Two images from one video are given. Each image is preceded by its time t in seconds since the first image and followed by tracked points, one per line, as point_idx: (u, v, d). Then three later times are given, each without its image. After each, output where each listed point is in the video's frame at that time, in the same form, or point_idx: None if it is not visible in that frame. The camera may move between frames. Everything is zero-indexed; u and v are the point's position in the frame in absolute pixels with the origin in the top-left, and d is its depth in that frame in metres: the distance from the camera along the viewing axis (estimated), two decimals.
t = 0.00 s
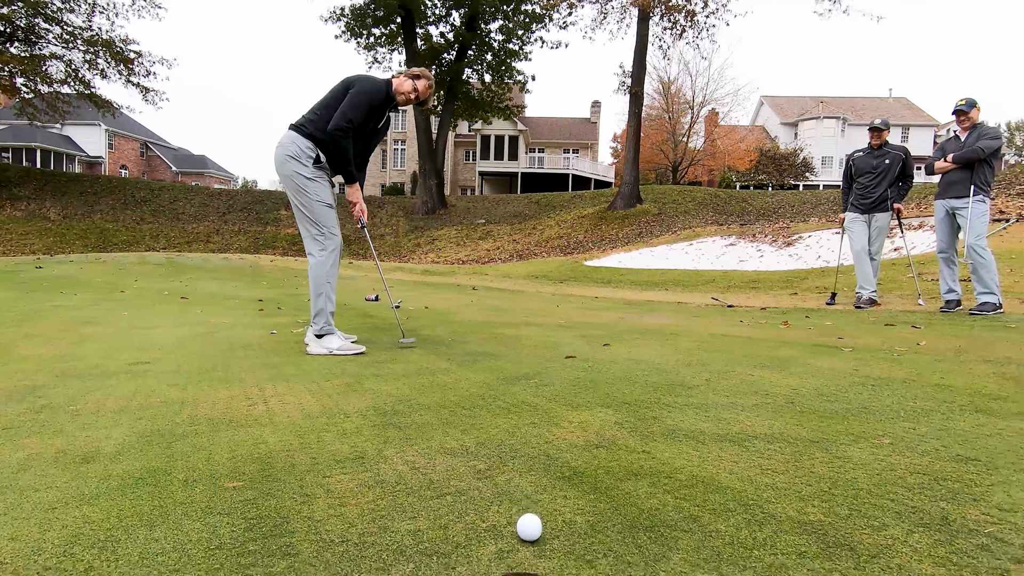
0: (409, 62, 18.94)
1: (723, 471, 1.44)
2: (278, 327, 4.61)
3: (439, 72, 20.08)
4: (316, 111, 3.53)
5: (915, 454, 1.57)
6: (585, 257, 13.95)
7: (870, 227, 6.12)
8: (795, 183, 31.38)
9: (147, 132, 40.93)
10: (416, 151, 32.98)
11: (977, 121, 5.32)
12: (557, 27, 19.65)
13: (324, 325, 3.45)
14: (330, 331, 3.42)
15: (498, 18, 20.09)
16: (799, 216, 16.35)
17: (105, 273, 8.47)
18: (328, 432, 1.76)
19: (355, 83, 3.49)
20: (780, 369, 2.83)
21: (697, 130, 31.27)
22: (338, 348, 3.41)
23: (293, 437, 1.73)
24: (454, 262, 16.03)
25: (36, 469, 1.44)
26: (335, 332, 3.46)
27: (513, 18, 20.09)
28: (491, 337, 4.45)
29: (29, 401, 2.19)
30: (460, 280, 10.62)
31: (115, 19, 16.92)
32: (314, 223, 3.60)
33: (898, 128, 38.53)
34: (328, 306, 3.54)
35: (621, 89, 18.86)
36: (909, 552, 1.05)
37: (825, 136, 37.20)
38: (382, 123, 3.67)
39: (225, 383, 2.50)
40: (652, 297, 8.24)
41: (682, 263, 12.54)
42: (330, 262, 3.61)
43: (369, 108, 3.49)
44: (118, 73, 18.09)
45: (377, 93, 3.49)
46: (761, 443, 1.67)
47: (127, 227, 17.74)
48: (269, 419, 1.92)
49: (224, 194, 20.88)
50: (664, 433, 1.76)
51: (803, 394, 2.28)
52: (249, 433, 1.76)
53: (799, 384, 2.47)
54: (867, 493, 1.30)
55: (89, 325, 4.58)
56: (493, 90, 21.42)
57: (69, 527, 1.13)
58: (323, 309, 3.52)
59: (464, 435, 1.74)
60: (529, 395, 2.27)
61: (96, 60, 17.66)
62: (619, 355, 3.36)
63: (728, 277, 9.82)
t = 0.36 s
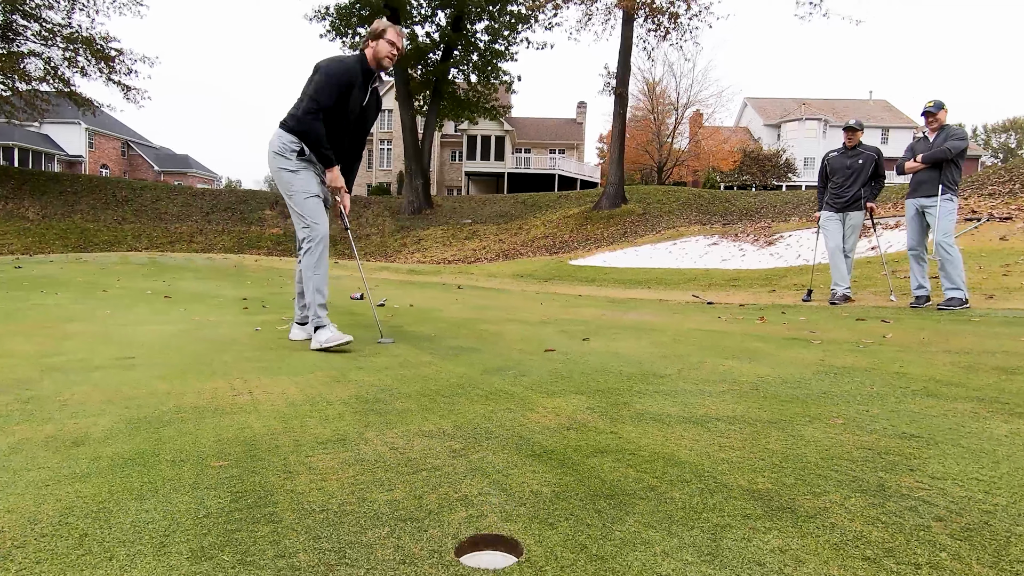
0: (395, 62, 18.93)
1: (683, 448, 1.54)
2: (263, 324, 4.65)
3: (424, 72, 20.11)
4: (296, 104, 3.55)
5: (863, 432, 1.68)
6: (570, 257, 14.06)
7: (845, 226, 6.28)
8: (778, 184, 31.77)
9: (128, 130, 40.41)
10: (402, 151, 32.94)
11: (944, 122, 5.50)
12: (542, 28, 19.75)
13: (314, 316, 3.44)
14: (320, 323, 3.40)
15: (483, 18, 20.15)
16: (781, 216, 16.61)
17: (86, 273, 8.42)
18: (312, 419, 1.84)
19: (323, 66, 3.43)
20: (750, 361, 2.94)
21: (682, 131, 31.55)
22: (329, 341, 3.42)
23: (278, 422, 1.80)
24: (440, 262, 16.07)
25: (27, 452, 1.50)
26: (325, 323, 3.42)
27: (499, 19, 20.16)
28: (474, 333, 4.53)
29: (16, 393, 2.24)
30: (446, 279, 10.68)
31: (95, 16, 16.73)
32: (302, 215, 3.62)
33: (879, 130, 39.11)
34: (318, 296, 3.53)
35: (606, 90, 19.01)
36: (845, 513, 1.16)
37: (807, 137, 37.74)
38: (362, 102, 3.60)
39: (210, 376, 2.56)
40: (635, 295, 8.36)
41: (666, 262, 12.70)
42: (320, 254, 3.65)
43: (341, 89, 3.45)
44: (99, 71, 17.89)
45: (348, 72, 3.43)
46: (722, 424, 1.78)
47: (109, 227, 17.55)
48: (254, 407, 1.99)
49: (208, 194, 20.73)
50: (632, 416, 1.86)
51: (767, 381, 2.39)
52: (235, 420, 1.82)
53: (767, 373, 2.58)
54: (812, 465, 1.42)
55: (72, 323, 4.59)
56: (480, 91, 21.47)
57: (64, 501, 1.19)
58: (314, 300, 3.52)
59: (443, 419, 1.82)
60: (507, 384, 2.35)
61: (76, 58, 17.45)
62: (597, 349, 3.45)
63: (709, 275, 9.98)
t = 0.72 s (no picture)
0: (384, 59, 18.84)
1: (675, 445, 1.55)
2: (251, 322, 4.61)
3: (414, 70, 20.04)
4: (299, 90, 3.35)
5: (851, 429, 1.71)
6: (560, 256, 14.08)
7: (831, 226, 6.36)
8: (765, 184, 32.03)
9: (112, 126, 39.89)
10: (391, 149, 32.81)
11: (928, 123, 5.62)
12: (532, 27, 19.74)
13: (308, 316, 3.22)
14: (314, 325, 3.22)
15: (473, 16, 20.09)
16: (768, 216, 16.76)
17: (70, 270, 8.30)
18: (303, 417, 1.83)
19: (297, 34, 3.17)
20: (738, 359, 2.97)
21: (670, 131, 31.69)
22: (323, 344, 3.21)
23: (269, 420, 1.80)
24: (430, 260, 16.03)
25: (15, 451, 1.49)
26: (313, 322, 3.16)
27: (489, 17, 20.13)
28: (464, 331, 4.53)
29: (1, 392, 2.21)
30: (435, 278, 10.66)
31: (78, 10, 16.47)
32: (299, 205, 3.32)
33: (864, 131, 39.54)
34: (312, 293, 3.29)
35: (596, 89, 19.05)
36: (832, 509, 1.18)
37: (794, 138, 38.06)
38: (348, 60, 3.24)
39: (199, 373, 2.54)
40: (624, 294, 8.40)
41: (655, 261, 12.77)
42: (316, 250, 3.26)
43: (316, 51, 3.11)
44: (82, 66, 17.64)
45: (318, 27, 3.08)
46: (711, 421, 1.80)
47: (93, 224, 17.32)
48: (244, 406, 1.98)
49: (194, 191, 20.52)
50: (623, 414, 1.87)
51: (755, 379, 2.42)
52: (224, 419, 1.81)
53: (755, 370, 2.61)
54: (801, 461, 1.44)
55: (57, 321, 4.53)
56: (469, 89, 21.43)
57: (53, 500, 1.18)
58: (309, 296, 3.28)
59: (434, 417, 1.82)
60: (497, 382, 2.36)
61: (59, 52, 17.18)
62: (587, 347, 3.47)
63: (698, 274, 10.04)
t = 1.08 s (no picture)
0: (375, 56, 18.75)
1: (664, 445, 1.56)
2: (240, 320, 4.58)
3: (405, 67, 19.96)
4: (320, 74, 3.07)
5: (838, 429, 1.72)
6: (551, 254, 14.09)
7: (819, 227, 6.42)
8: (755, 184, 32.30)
9: (99, 121, 39.43)
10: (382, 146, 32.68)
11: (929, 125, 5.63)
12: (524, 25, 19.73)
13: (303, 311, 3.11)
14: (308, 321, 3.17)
15: (465, 14, 20.04)
16: (757, 216, 16.87)
17: (56, 267, 8.20)
18: (293, 416, 1.82)
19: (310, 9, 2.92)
20: (727, 358, 3.00)
21: (661, 131, 31.77)
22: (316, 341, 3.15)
23: (259, 420, 1.78)
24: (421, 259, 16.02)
25: (0, 450, 1.48)
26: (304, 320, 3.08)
27: (481, 15, 20.09)
28: (455, 329, 4.52)
29: None
30: (426, 276, 10.63)
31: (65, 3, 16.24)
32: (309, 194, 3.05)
33: (852, 133, 39.85)
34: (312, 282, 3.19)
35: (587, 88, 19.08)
36: (820, 508, 1.19)
37: (783, 139, 38.28)
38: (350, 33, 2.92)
39: (187, 372, 2.51)
40: (616, 292, 8.42)
41: (645, 260, 12.80)
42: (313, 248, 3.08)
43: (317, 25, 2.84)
44: (68, 60, 17.40)
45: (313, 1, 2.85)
46: (701, 421, 1.81)
47: (79, 220, 17.12)
48: (233, 405, 1.96)
49: (182, 187, 20.32)
50: (615, 414, 1.87)
51: (744, 378, 2.44)
52: (212, 418, 1.79)
53: (743, 370, 2.63)
54: (789, 461, 1.45)
55: (42, 318, 4.47)
56: (461, 87, 21.39)
57: (39, 501, 1.17)
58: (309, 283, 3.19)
59: (426, 417, 1.81)
60: (489, 381, 2.36)
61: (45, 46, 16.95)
62: (577, 346, 3.48)
63: (688, 274, 10.09)
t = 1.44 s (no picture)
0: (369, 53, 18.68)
1: (657, 444, 1.57)
2: (233, 318, 4.55)
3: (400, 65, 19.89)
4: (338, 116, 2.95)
5: (828, 429, 1.74)
6: (545, 253, 14.09)
7: (812, 228, 6.46)
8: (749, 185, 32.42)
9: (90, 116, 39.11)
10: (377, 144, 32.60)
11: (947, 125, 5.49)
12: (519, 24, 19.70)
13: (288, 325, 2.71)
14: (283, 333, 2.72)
15: (460, 12, 19.99)
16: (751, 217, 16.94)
17: (46, 263, 8.12)
18: (287, 416, 1.82)
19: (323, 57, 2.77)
20: (720, 358, 3.01)
21: (656, 131, 31.83)
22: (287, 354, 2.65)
23: (252, 420, 1.77)
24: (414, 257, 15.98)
25: None
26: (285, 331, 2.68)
27: (476, 13, 20.04)
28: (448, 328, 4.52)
29: None
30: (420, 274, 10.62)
31: None
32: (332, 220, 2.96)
33: (845, 134, 40.04)
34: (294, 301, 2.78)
35: (582, 87, 19.10)
36: (810, 508, 1.21)
37: (776, 139, 38.43)
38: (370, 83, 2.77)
39: (179, 371, 2.50)
40: (609, 292, 8.44)
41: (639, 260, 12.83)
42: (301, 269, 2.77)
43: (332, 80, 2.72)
44: (59, 54, 17.25)
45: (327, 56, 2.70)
46: (693, 422, 1.82)
47: (69, 215, 16.97)
48: (227, 405, 1.96)
49: (174, 183, 20.19)
50: (608, 415, 1.88)
51: (737, 379, 2.46)
52: (205, 418, 1.78)
53: (735, 370, 2.65)
54: (780, 461, 1.47)
55: (32, 314, 4.42)
56: (456, 84, 21.35)
57: (32, 500, 1.17)
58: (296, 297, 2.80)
59: (420, 417, 1.81)
60: (483, 381, 2.37)
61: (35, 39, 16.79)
62: (571, 346, 3.49)
63: (681, 273, 10.13)
